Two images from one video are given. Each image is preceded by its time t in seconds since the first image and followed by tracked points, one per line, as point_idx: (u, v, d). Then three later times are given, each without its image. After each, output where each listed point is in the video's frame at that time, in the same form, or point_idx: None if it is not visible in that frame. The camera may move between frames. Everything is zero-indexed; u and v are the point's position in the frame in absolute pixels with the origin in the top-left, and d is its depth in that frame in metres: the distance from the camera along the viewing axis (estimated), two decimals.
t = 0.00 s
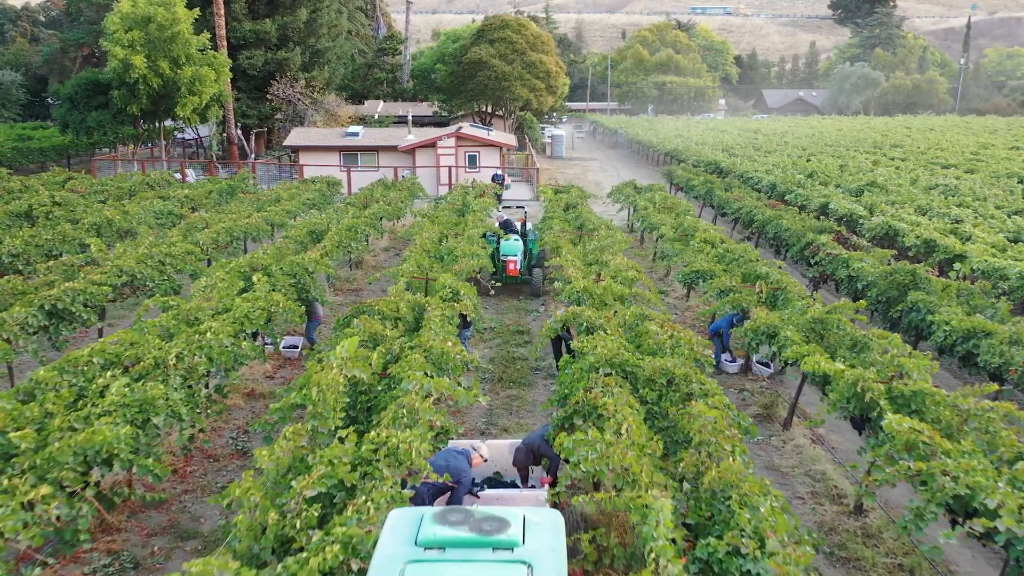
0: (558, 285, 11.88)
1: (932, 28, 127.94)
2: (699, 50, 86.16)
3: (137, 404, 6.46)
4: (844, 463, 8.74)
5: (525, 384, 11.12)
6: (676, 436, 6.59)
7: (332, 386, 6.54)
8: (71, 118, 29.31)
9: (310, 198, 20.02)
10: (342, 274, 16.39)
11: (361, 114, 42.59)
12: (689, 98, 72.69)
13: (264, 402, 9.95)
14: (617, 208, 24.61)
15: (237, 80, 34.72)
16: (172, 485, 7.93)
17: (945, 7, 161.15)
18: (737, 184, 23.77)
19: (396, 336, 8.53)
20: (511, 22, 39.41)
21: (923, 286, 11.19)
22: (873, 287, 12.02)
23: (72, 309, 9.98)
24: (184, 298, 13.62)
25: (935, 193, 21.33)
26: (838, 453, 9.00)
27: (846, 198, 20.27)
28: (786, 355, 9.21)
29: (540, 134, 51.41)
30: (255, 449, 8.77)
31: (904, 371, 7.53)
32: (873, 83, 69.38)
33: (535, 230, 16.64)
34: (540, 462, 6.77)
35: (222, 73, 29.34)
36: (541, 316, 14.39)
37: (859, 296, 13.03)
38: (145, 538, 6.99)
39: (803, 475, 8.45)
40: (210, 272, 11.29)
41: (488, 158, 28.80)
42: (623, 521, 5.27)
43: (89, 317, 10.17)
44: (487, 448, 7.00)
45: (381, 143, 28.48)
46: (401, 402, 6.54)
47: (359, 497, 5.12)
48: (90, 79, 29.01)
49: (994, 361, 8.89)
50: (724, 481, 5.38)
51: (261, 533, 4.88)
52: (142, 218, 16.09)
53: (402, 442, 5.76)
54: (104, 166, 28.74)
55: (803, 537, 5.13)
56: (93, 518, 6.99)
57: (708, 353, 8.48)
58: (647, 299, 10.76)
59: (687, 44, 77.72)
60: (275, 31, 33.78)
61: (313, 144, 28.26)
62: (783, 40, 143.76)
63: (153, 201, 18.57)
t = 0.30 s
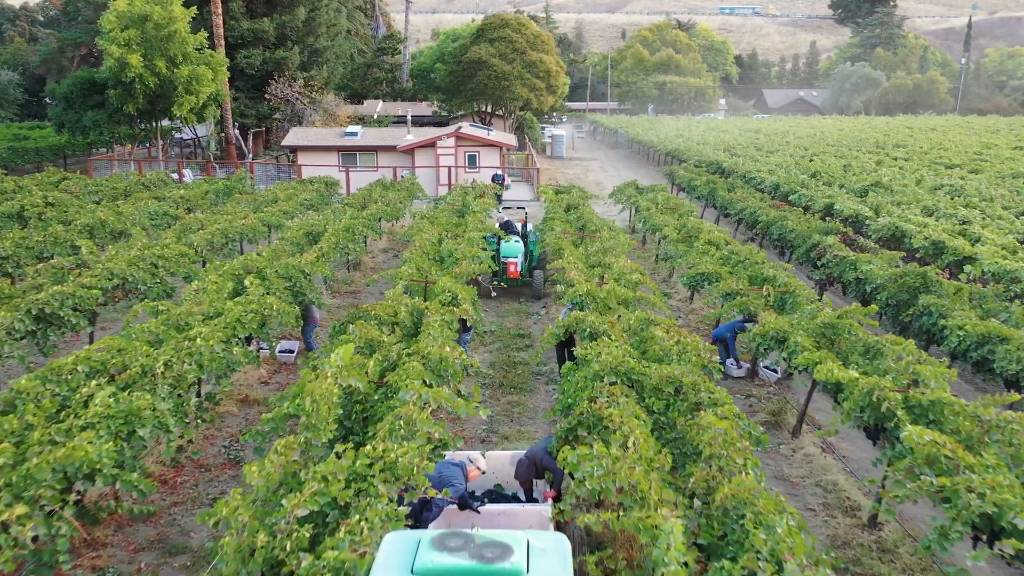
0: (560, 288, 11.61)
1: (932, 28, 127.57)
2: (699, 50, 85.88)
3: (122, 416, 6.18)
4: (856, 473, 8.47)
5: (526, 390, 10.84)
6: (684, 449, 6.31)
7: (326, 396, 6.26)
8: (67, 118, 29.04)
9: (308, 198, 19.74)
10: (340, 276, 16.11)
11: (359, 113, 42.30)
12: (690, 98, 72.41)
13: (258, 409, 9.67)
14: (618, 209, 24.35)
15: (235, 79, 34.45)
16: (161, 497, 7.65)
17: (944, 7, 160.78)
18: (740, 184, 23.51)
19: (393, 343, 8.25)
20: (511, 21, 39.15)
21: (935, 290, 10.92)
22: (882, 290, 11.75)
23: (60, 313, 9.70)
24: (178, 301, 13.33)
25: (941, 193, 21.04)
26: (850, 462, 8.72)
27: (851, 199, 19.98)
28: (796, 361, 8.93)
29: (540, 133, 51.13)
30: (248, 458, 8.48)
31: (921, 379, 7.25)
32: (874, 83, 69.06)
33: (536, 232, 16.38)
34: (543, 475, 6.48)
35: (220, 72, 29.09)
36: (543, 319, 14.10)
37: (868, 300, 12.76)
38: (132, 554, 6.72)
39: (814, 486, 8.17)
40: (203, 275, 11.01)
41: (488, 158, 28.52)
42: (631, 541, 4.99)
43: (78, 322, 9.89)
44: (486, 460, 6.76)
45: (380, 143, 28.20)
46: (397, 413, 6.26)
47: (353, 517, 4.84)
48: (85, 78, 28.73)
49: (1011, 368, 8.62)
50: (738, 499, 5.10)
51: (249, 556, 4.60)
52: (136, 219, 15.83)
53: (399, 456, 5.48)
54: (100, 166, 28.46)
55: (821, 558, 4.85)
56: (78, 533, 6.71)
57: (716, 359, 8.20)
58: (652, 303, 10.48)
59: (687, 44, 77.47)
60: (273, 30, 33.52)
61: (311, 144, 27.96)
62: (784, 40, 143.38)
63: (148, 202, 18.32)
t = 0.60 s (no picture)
0: (562, 292, 11.36)
1: (932, 28, 127.24)
2: (699, 50, 85.62)
3: (105, 428, 5.90)
4: (869, 483, 8.20)
5: (528, 396, 10.56)
6: (695, 463, 6.04)
7: (320, 407, 5.99)
8: (63, 118, 28.77)
9: (305, 199, 19.46)
10: (337, 279, 15.85)
11: (359, 113, 42.04)
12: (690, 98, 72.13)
13: (252, 417, 9.40)
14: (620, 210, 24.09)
15: (233, 79, 34.18)
16: (151, 509, 7.38)
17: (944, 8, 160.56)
18: (743, 184, 23.25)
19: (391, 349, 7.98)
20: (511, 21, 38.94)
21: (946, 293, 10.66)
22: (892, 294, 11.48)
23: (47, 318, 9.42)
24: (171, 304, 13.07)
25: (947, 194, 20.77)
26: (863, 472, 8.45)
27: (856, 200, 19.71)
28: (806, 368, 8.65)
29: (540, 133, 50.86)
30: (241, 468, 8.20)
31: (938, 388, 6.97)
32: (875, 83, 68.80)
33: (538, 233, 16.12)
34: (548, 489, 6.21)
35: (217, 72, 28.84)
36: (544, 322, 13.83)
37: (876, 303, 12.50)
38: (117, 571, 6.44)
39: (827, 497, 7.89)
40: (196, 278, 10.73)
41: (488, 158, 28.28)
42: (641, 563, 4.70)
43: (66, 326, 9.62)
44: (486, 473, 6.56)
45: (379, 143, 27.92)
46: (394, 424, 5.99)
47: (347, 539, 4.57)
48: (81, 77, 28.45)
49: None
50: (754, 519, 4.83)
51: None
52: (130, 220, 15.56)
53: (395, 473, 5.20)
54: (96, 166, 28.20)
55: None
56: (61, 549, 6.44)
57: (724, 366, 7.93)
58: (657, 308, 10.21)
59: (687, 44, 77.21)
60: (271, 30, 33.27)
61: (310, 145, 27.68)
62: (784, 40, 143.07)
63: (144, 202, 18.05)
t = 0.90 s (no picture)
0: (564, 295, 11.10)
1: (933, 28, 126.97)
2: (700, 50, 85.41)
3: (88, 442, 5.62)
4: (883, 495, 7.93)
5: (529, 402, 10.29)
6: (706, 478, 5.77)
7: (313, 420, 5.72)
8: (58, 118, 28.50)
9: (303, 200, 19.19)
10: (335, 281, 15.59)
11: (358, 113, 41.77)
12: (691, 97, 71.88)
13: (246, 424, 9.14)
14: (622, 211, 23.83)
15: (231, 79, 33.93)
16: (139, 523, 7.10)
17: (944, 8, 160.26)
18: (746, 185, 22.98)
19: (388, 356, 7.71)
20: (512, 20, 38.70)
21: (959, 297, 10.39)
22: (902, 297, 11.22)
23: (34, 323, 9.14)
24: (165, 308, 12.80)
25: (953, 195, 20.50)
26: (876, 483, 8.19)
27: (861, 200, 19.45)
28: (818, 375, 8.37)
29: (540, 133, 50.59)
30: (233, 479, 7.93)
31: (957, 397, 6.70)
32: (876, 83, 68.57)
33: (539, 235, 15.86)
34: (552, 505, 5.97)
35: (214, 71, 28.57)
36: (545, 326, 13.57)
37: (885, 306, 12.24)
38: None
39: (839, 510, 7.62)
40: (189, 281, 10.46)
41: (488, 158, 28.01)
42: None
43: (55, 332, 9.35)
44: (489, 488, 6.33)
45: (378, 143, 27.65)
46: (391, 438, 5.72)
47: (339, 564, 4.30)
48: (77, 76, 28.17)
49: None
50: (771, 541, 4.55)
51: None
52: (124, 222, 15.29)
53: (391, 490, 4.93)
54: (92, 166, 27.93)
55: None
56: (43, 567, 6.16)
57: (734, 374, 7.66)
58: (662, 312, 9.93)
59: (688, 44, 76.94)
60: (269, 29, 33.01)
61: (308, 145, 27.40)
62: (784, 40, 142.76)
63: (139, 203, 17.78)
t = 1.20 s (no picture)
0: (567, 298, 10.82)
1: (934, 28, 126.61)
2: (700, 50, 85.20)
3: (68, 457, 5.34)
4: (897, 506, 7.69)
5: (531, 409, 10.03)
6: (719, 494, 5.49)
7: (305, 433, 5.44)
8: (54, 117, 28.24)
9: (301, 201, 18.92)
10: (333, 284, 15.33)
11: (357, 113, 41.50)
12: (691, 97, 71.61)
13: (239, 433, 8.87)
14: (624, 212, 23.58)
15: (229, 78, 33.67)
16: (125, 538, 6.81)
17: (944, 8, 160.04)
18: (750, 185, 22.71)
19: (386, 364, 7.44)
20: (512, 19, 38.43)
21: (973, 301, 10.13)
22: (913, 301, 10.96)
23: (20, 329, 8.85)
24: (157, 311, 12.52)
25: (960, 195, 20.23)
26: (890, 493, 7.95)
27: (867, 201, 19.19)
28: (830, 381, 8.11)
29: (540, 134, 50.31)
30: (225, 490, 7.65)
31: (978, 408, 6.43)
32: (876, 82, 68.37)
33: (540, 236, 15.62)
34: (555, 522, 5.70)
35: (212, 70, 28.30)
36: (547, 329, 13.31)
37: (895, 310, 11.99)
38: None
39: (853, 522, 7.36)
40: (181, 285, 10.19)
41: (488, 158, 27.75)
42: None
43: (41, 337, 9.06)
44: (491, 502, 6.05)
45: (377, 143, 27.37)
46: (388, 453, 5.44)
47: None
48: (72, 75, 27.87)
49: None
50: (791, 566, 4.28)
51: None
52: (118, 223, 15.01)
53: (388, 510, 4.66)
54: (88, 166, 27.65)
55: None
56: None
57: (744, 382, 7.39)
58: (669, 316, 9.66)
59: (688, 44, 76.68)
60: (267, 28, 32.74)
61: (307, 145, 27.13)
62: (784, 40, 142.45)
63: (135, 204, 17.54)
